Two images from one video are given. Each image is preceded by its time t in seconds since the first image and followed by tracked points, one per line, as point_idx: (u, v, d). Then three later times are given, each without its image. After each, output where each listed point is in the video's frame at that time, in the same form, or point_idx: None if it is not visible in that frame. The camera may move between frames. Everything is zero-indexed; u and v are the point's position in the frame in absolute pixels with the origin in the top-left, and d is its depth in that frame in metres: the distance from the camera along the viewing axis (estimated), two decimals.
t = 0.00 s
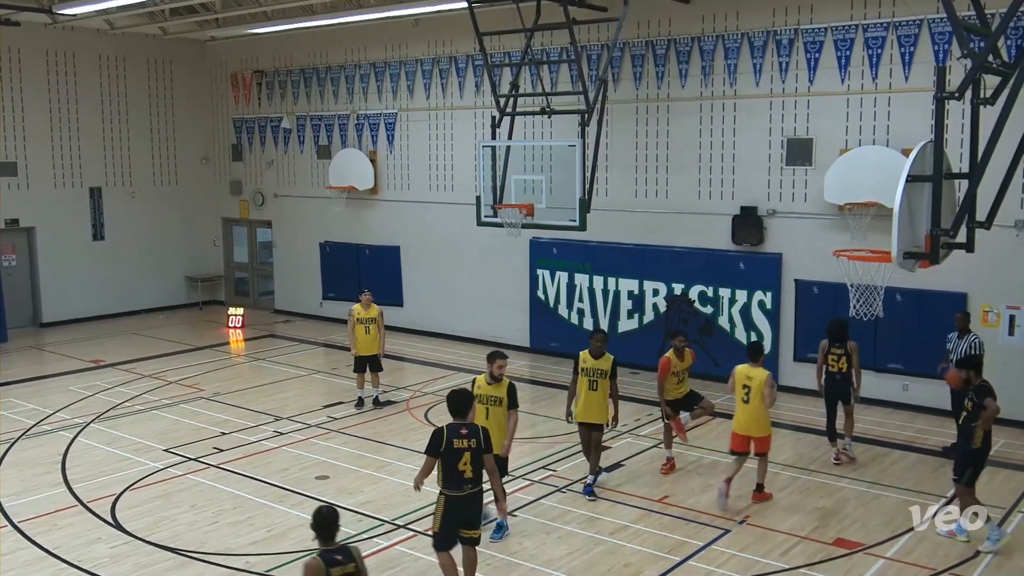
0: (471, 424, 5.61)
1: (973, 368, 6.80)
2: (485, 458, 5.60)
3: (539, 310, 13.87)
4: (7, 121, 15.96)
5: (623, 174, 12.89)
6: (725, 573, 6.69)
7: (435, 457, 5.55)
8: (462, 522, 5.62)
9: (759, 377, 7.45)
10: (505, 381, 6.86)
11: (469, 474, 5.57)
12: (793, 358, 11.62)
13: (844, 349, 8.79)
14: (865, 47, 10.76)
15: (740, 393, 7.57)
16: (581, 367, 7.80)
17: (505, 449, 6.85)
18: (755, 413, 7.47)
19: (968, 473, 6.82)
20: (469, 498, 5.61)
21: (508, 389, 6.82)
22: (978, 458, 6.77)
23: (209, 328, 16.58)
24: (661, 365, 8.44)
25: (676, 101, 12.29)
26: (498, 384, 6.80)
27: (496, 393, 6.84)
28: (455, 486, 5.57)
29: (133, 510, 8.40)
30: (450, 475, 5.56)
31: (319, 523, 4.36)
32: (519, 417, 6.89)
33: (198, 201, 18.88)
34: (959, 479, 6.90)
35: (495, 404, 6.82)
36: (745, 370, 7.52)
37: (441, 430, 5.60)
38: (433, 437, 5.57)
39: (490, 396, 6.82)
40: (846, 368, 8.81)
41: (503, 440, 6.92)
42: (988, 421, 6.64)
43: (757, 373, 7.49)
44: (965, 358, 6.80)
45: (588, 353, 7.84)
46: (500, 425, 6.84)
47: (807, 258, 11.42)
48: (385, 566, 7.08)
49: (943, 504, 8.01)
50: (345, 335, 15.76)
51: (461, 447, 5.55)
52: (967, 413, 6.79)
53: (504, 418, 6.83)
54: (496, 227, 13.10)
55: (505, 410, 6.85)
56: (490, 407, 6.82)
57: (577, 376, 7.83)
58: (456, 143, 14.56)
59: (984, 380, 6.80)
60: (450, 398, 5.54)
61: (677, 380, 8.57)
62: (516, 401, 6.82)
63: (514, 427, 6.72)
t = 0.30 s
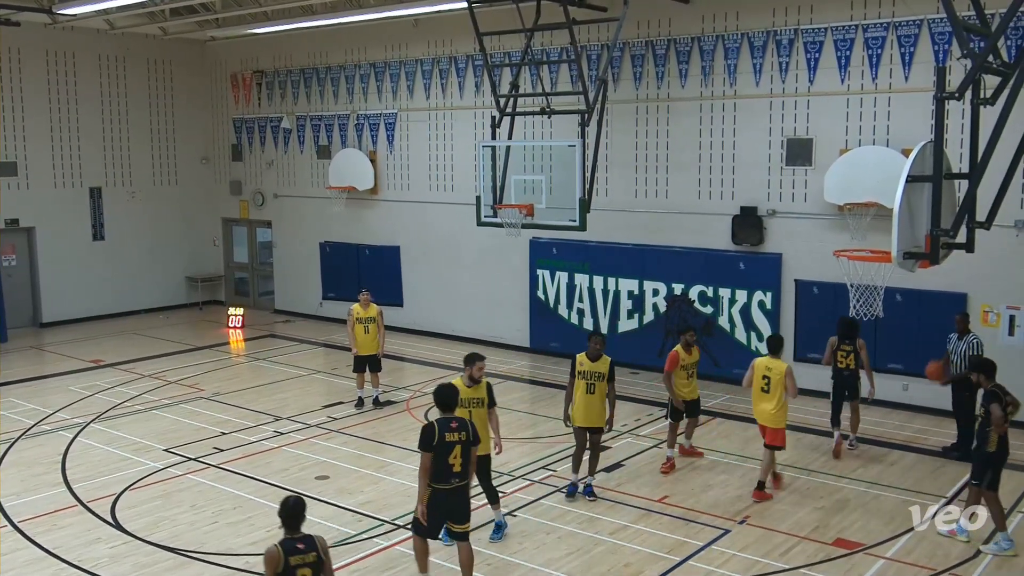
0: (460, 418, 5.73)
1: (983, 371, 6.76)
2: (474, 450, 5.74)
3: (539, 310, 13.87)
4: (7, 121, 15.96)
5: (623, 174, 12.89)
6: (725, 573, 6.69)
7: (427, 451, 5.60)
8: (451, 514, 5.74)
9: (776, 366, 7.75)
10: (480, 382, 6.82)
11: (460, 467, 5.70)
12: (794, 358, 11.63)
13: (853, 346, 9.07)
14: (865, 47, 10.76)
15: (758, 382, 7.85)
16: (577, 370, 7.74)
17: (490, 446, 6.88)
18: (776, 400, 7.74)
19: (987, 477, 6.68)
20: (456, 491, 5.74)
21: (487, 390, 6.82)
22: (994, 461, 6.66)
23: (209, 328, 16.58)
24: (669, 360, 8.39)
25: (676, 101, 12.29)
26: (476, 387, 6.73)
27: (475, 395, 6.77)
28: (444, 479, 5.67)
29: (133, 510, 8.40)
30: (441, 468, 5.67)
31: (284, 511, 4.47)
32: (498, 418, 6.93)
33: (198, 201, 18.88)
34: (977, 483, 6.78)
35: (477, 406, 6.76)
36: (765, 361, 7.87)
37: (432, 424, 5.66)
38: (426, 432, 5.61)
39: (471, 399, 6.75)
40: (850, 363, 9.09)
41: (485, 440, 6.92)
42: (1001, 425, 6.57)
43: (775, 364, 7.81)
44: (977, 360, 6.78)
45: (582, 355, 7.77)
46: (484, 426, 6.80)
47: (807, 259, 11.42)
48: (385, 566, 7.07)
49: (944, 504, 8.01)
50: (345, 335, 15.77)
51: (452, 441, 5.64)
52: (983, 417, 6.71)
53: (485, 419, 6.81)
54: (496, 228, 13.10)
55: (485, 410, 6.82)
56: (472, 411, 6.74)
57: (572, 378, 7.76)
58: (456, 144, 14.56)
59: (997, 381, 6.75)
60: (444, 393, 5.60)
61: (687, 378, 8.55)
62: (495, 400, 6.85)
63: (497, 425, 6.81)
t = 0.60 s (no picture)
0: (425, 415, 5.88)
1: (995, 372, 6.64)
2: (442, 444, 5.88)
3: (539, 310, 13.87)
4: (7, 119, 15.95)
5: (623, 174, 12.89)
6: (725, 573, 6.69)
7: (402, 451, 5.69)
8: (429, 510, 5.86)
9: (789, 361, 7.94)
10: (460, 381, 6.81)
11: (432, 462, 5.82)
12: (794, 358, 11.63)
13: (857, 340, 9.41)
14: (865, 48, 10.75)
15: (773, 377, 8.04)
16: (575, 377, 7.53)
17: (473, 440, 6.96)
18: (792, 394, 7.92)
19: (1000, 478, 6.68)
20: (432, 486, 5.86)
21: (467, 387, 6.85)
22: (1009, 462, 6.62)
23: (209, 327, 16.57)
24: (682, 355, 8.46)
25: (676, 101, 12.29)
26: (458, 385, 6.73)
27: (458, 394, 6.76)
28: (419, 476, 5.79)
29: (132, 509, 8.39)
30: (416, 466, 5.77)
31: (252, 496, 4.70)
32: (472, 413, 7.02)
33: (198, 200, 18.87)
34: (992, 483, 6.79)
35: (461, 403, 6.77)
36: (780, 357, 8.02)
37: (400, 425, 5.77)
38: (397, 432, 5.73)
39: (456, 398, 6.75)
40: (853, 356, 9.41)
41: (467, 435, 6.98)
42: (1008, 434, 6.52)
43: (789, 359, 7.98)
44: (989, 361, 6.66)
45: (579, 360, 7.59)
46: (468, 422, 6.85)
47: (807, 259, 11.41)
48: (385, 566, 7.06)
49: (944, 504, 8.02)
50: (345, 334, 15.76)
51: (424, 438, 5.77)
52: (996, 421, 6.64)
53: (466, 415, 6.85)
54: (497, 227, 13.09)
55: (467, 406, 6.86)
56: (458, 408, 6.75)
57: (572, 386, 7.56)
58: (456, 143, 14.55)
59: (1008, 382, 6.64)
60: (406, 393, 5.76)
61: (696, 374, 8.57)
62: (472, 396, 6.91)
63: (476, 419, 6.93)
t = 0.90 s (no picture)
0: (387, 407, 6.13)
1: (1006, 373, 6.60)
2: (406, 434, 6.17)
3: (539, 310, 13.87)
4: (7, 119, 15.96)
5: (623, 174, 12.89)
6: (725, 573, 6.69)
7: (367, 443, 5.92)
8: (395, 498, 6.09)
9: (803, 355, 8.13)
10: (451, 380, 6.87)
11: (400, 451, 6.08)
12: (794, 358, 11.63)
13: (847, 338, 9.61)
14: (865, 48, 10.75)
15: (789, 375, 8.22)
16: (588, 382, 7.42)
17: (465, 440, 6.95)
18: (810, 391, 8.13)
19: (1010, 480, 6.59)
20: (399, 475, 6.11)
21: (458, 386, 6.89)
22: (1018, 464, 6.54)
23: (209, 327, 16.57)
24: (699, 363, 8.40)
25: (676, 101, 12.29)
26: (448, 384, 6.79)
27: (448, 392, 6.81)
28: (390, 465, 6.03)
29: (132, 509, 8.39)
30: (386, 455, 6.01)
31: (217, 489, 4.77)
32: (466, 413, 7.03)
33: (198, 200, 18.87)
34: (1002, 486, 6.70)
35: (452, 402, 6.81)
36: (795, 355, 8.17)
37: (366, 417, 5.98)
38: (362, 425, 5.92)
39: (447, 396, 6.79)
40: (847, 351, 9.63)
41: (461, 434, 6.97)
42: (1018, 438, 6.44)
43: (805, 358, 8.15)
44: (1001, 362, 6.61)
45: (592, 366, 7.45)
46: (460, 421, 6.86)
47: (807, 259, 11.41)
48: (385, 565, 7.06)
49: (944, 505, 8.02)
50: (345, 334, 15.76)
51: (390, 429, 6.03)
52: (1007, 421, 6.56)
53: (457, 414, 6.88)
54: (497, 227, 13.10)
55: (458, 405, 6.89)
56: (449, 407, 6.78)
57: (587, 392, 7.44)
58: (456, 143, 14.55)
59: (1020, 383, 6.60)
60: (372, 387, 5.88)
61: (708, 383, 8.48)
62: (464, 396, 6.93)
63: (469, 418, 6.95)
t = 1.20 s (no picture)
0: (363, 423, 6.27)
1: (1019, 374, 6.57)
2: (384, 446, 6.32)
3: (539, 310, 13.87)
4: (7, 121, 15.97)
5: (623, 174, 12.90)
6: (725, 573, 6.69)
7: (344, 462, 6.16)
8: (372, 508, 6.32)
9: (810, 343, 8.48)
10: (445, 379, 6.96)
11: (377, 464, 6.26)
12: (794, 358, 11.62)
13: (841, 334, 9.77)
14: (865, 47, 10.76)
15: (801, 367, 8.47)
16: (613, 383, 7.29)
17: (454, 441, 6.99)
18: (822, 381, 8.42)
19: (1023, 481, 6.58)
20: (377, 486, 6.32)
21: (450, 386, 6.97)
22: None
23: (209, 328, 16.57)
24: (722, 372, 8.05)
25: (676, 101, 12.29)
26: (440, 384, 6.88)
27: (441, 391, 6.89)
28: (368, 479, 6.23)
29: (133, 510, 8.39)
30: (363, 471, 6.21)
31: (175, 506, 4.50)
32: (457, 415, 7.11)
33: (198, 201, 18.88)
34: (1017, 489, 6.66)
35: (443, 401, 6.88)
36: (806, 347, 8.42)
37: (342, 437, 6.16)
38: (336, 446, 6.13)
39: (438, 395, 6.87)
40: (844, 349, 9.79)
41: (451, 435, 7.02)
42: None
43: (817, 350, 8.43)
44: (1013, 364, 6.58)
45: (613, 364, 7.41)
46: (450, 420, 6.93)
47: (808, 259, 11.41)
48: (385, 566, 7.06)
49: (944, 504, 8.02)
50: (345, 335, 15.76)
51: (366, 443, 6.21)
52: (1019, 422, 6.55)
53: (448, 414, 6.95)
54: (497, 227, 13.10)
55: (450, 405, 6.96)
56: (440, 405, 6.86)
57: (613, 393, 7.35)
58: (456, 143, 14.56)
59: None
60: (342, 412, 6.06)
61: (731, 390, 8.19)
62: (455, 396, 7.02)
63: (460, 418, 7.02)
